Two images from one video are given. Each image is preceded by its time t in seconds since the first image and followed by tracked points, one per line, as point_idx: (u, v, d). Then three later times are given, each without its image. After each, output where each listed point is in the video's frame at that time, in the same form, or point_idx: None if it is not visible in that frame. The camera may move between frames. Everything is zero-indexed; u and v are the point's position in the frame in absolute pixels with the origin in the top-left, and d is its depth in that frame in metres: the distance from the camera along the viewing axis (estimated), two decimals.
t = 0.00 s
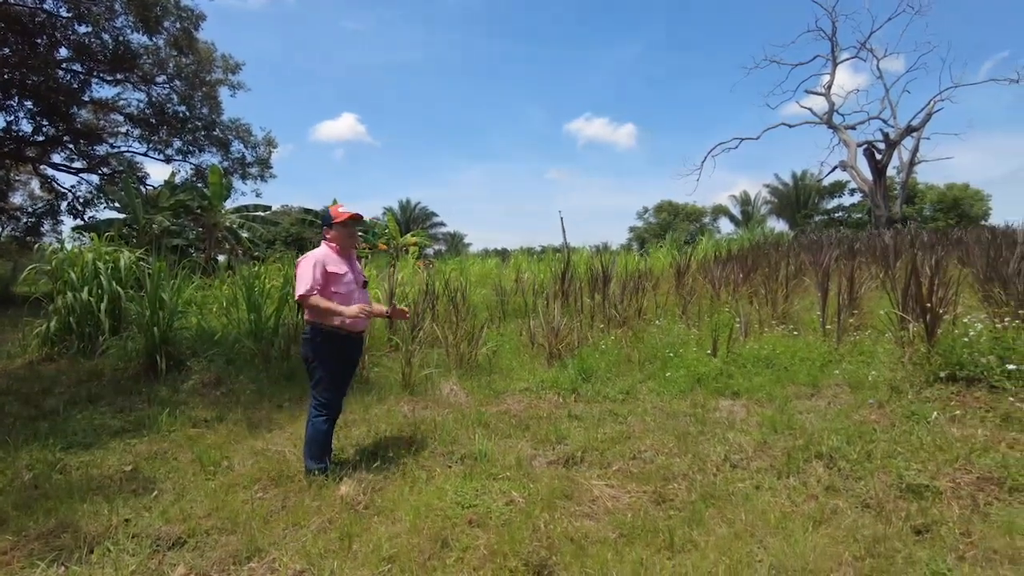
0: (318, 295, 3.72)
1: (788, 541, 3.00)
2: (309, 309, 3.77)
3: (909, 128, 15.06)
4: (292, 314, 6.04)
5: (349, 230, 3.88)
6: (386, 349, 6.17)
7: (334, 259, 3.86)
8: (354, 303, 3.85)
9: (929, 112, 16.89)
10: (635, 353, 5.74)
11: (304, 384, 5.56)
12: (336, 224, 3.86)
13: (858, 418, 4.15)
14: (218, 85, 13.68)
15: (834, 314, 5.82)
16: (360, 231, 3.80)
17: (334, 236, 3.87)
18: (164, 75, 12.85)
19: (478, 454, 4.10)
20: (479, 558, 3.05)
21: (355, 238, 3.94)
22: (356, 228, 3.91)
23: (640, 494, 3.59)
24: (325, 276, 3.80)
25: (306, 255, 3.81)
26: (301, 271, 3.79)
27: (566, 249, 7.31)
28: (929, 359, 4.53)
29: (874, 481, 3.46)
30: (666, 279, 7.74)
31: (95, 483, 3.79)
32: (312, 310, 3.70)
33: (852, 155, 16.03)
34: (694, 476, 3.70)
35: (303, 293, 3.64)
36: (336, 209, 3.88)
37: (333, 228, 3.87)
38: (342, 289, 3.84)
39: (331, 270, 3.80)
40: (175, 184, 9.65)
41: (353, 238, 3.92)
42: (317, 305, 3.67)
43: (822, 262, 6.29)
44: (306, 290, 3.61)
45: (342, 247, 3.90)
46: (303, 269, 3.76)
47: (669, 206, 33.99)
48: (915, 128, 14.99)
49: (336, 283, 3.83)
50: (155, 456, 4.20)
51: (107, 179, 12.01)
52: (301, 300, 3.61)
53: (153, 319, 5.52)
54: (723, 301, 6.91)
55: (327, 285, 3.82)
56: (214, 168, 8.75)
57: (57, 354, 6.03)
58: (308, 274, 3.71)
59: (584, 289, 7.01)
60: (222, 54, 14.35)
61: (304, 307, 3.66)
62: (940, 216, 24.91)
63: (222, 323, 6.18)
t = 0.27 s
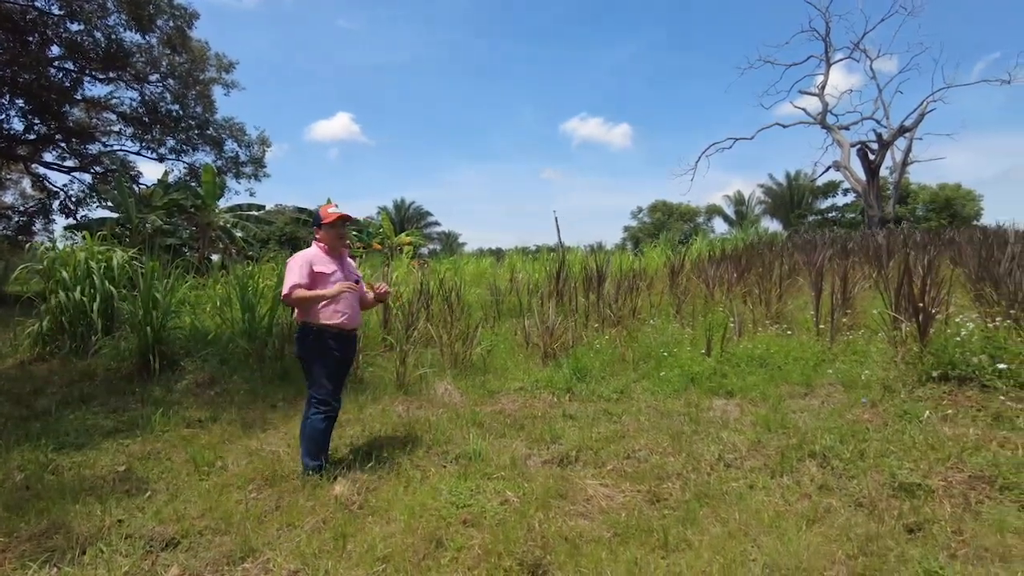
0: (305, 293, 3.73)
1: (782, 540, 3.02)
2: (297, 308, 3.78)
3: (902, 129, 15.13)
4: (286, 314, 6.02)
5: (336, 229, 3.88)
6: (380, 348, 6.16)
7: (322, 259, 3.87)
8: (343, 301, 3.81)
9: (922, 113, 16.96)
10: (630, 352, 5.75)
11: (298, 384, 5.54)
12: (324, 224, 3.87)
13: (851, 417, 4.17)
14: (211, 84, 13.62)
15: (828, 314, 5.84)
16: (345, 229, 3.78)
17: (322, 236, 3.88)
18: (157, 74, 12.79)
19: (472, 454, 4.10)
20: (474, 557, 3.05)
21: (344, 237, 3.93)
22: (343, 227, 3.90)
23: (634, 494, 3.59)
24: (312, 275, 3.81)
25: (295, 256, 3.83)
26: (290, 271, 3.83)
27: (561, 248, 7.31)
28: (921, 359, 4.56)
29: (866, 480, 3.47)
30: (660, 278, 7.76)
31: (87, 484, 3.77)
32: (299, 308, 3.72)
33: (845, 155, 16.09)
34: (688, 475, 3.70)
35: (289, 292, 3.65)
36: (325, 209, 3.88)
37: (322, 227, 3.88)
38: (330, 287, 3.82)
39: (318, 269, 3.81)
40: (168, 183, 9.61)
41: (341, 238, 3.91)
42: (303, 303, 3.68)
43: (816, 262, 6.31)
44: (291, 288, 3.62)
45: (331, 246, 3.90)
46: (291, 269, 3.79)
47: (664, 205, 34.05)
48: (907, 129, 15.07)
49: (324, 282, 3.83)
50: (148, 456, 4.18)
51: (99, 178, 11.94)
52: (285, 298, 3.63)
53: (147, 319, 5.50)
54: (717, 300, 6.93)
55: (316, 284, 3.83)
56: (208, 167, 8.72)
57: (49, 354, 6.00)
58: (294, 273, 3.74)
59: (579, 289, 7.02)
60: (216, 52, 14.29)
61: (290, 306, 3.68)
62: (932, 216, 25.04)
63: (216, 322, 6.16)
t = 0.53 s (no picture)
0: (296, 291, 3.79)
1: (777, 538, 3.03)
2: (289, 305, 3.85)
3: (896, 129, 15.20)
4: (281, 314, 6.01)
5: (329, 229, 3.94)
6: (375, 348, 6.15)
7: (314, 258, 3.94)
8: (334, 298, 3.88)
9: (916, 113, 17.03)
10: (625, 352, 5.76)
11: (293, 384, 5.53)
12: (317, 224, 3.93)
13: (845, 417, 4.19)
14: (206, 83, 13.57)
15: (822, 313, 5.87)
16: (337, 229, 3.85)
17: (315, 235, 3.95)
18: (151, 72, 12.74)
19: (468, 454, 4.10)
20: (469, 557, 3.05)
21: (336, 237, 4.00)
22: (336, 227, 3.97)
23: (629, 493, 3.60)
24: (304, 273, 3.87)
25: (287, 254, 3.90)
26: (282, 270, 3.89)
27: (556, 248, 7.32)
28: (915, 358, 4.58)
29: (861, 479, 3.49)
30: (655, 278, 7.77)
31: (81, 484, 3.75)
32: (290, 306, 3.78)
33: (839, 156, 16.16)
34: (683, 474, 3.72)
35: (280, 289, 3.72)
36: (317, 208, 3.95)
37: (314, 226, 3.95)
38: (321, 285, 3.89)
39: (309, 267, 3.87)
40: (162, 182, 9.58)
41: (333, 237, 3.98)
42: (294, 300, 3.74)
43: (810, 262, 6.34)
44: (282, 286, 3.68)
45: (322, 245, 3.96)
46: (283, 267, 3.86)
47: (659, 205, 34.10)
48: (901, 129, 15.14)
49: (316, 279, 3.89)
50: (143, 456, 4.17)
51: (93, 177, 11.88)
52: (278, 296, 3.69)
53: (141, 319, 5.48)
54: (712, 300, 6.95)
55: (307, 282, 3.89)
56: (202, 166, 8.69)
57: (42, 354, 5.96)
58: (286, 271, 3.80)
59: (574, 288, 7.03)
60: (211, 51, 14.25)
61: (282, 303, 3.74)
62: (925, 216, 25.15)
63: (210, 322, 6.14)
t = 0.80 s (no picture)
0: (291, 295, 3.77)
1: (773, 537, 3.04)
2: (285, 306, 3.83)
3: (891, 129, 15.25)
4: (276, 313, 6.00)
5: (329, 233, 3.88)
6: (371, 348, 6.14)
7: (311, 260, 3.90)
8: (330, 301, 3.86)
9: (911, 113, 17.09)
10: (621, 351, 5.77)
11: (288, 383, 5.51)
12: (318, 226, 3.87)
13: (840, 416, 4.20)
14: (201, 81, 13.52)
15: (817, 313, 5.88)
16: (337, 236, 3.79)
17: (314, 238, 3.89)
18: (146, 71, 12.69)
19: (464, 453, 4.10)
20: (465, 556, 3.05)
21: (336, 240, 3.94)
22: (337, 231, 3.90)
23: (625, 492, 3.61)
24: (300, 275, 3.84)
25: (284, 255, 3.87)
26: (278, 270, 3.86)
27: (552, 247, 7.32)
28: (909, 358, 4.60)
29: (856, 478, 3.50)
30: (651, 278, 7.78)
31: (75, 484, 3.73)
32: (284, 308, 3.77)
33: (834, 156, 16.20)
34: (679, 473, 3.72)
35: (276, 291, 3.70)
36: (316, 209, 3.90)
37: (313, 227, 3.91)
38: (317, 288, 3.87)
39: (306, 270, 3.83)
40: (157, 181, 9.54)
41: (333, 240, 3.92)
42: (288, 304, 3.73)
43: (806, 261, 6.35)
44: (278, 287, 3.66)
45: (321, 248, 3.91)
46: (279, 268, 3.83)
47: (654, 205, 34.14)
48: (896, 129, 15.19)
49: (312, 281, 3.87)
50: (138, 456, 4.15)
51: (87, 176, 11.82)
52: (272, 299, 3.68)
53: (136, 318, 5.45)
54: (707, 300, 6.96)
55: (304, 283, 3.87)
56: (198, 165, 8.66)
57: (36, 354, 5.93)
58: (282, 273, 3.77)
59: (570, 288, 7.03)
60: (206, 50, 14.19)
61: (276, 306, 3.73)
62: (920, 216, 25.24)
63: (206, 321, 6.12)
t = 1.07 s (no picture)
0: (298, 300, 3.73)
1: (768, 536, 3.05)
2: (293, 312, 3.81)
3: (886, 129, 15.29)
4: (272, 312, 5.98)
5: (336, 236, 3.82)
6: (367, 347, 6.13)
7: (318, 263, 3.84)
8: (338, 306, 3.80)
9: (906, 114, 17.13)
10: (617, 351, 5.77)
11: (285, 383, 5.50)
12: (325, 229, 3.81)
13: (836, 415, 4.21)
14: (197, 80, 13.48)
15: (813, 312, 5.90)
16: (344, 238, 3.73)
17: (321, 241, 3.83)
18: (141, 70, 12.64)
19: (460, 453, 4.10)
20: (461, 556, 3.05)
21: (344, 242, 3.88)
22: (345, 233, 3.84)
23: (621, 491, 3.61)
24: (307, 280, 3.79)
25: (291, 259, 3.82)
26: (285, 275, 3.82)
27: (548, 247, 7.32)
28: (904, 357, 4.62)
29: (851, 477, 3.51)
30: (647, 277, 7.79)
31: (70, 484, 3.72)
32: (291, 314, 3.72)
33: (830, 156, 16.25)
34: (675, 473, 3.73)
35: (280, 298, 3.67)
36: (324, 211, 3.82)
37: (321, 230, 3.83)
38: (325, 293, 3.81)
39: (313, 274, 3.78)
40: (152, 180, 9.51)
41: (340, 243, 3.86)
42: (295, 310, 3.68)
43: (802, 261, 6.37)
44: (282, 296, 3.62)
45: (328, 252, 3.83)
46: (286, 273, 3.78)
47: (651, 205, 34.18)
48: (891, 129, 15.24)
49: (319, 286, 3.81)
50: (133, 456, 4.14)
51: (82, 175, 11.78)
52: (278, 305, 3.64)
53: (131, 318, 5.44)
54: (703, 299, 6.97)
55: (311, 288, 3.81)
56: (193, 165, 8.64)
57: (31, 353, 5.91)
58: (288, 278, 3.73)
59: (567, 288, 7.03)
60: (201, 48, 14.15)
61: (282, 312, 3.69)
62: (915, 216, 25.33)
63: (201, 321, 6.11)
